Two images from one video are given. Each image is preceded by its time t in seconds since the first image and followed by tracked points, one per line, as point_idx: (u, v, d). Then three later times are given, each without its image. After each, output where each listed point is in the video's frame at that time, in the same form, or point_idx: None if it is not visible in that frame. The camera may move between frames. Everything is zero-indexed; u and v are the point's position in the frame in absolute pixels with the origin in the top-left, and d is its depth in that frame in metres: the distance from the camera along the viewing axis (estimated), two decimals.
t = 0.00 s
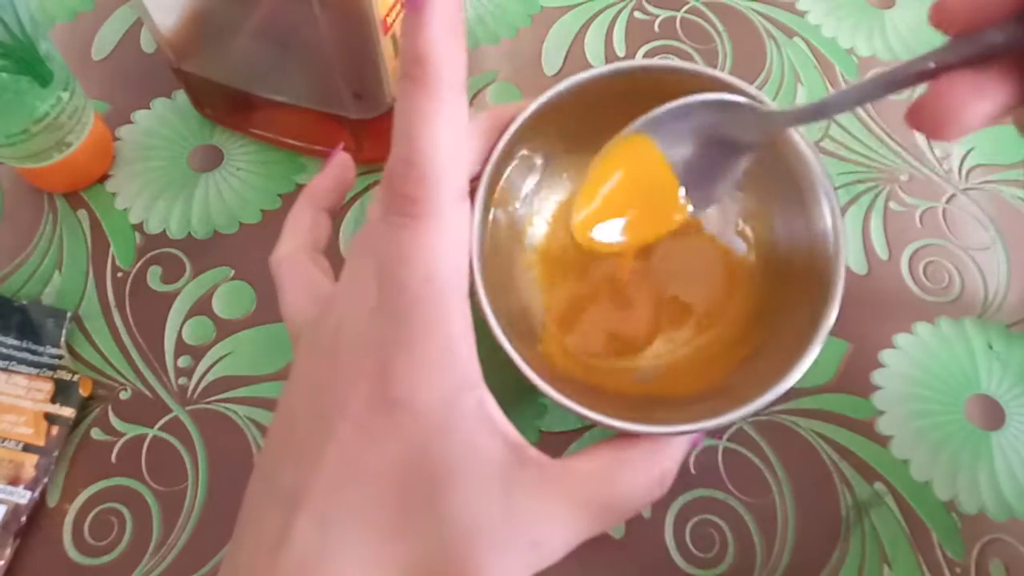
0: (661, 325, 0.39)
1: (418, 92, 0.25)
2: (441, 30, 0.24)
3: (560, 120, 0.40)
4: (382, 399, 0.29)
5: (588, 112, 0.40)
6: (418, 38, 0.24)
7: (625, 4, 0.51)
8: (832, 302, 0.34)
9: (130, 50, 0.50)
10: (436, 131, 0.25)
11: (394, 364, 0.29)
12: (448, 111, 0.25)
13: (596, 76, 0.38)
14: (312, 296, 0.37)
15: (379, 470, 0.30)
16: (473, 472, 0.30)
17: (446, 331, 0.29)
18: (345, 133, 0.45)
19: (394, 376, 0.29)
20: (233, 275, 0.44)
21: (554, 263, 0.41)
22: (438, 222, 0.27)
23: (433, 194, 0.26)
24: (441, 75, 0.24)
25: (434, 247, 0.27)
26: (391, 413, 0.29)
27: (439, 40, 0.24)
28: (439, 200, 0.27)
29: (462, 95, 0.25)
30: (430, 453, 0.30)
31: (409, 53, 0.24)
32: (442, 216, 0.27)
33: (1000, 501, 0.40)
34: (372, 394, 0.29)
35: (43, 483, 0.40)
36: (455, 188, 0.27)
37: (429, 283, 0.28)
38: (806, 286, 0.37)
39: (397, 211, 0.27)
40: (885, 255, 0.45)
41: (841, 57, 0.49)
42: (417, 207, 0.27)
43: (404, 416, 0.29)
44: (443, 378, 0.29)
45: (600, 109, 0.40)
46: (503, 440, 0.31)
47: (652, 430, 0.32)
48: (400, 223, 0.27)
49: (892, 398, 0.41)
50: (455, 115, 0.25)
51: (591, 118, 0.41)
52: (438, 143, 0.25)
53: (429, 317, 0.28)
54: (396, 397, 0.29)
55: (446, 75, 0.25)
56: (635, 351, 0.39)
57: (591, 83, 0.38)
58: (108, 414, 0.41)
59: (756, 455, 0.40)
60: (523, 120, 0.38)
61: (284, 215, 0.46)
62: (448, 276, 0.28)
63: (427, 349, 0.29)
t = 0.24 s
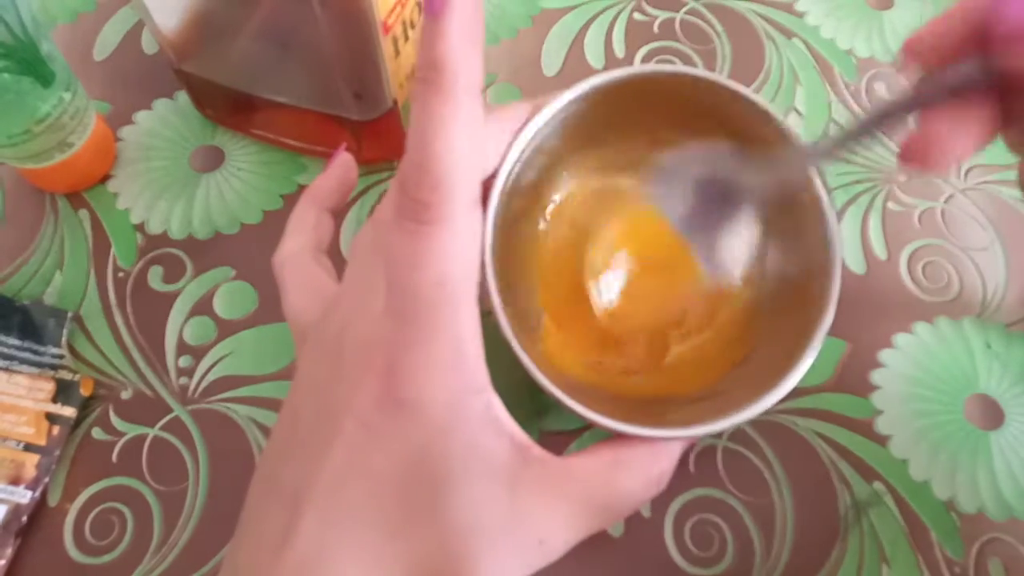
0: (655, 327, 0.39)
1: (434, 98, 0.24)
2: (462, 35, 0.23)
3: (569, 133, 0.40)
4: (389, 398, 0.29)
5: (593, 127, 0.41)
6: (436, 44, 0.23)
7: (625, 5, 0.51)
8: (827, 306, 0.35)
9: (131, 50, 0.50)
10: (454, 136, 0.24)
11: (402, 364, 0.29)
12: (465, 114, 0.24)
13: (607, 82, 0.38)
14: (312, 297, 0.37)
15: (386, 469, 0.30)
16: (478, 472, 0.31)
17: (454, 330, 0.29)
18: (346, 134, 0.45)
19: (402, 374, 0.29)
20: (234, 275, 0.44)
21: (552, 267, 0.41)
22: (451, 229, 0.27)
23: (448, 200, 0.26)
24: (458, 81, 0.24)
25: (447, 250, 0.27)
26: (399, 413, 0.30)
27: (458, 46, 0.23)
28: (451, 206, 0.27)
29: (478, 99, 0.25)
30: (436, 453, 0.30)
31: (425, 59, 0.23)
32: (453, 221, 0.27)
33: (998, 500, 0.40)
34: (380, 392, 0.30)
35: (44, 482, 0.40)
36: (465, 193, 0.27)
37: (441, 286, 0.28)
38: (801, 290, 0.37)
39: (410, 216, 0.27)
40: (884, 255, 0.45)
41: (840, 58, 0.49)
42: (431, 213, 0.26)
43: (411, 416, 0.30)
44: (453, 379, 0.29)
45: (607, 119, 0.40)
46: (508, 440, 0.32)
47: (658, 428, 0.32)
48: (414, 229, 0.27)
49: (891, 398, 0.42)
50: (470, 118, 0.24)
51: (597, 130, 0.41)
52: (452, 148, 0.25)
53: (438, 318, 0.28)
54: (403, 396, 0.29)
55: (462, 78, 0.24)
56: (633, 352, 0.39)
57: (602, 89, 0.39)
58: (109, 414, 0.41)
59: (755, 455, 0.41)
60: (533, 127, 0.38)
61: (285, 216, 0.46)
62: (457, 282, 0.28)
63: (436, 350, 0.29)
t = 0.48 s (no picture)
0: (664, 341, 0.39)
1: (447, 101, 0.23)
2: (477, 39, 0.23)
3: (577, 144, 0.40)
4: (393, 399, 0.29)
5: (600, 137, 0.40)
6: (450, 46, 0.23)
7: (625, 4, 0.51)
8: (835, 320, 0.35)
9: (129, 49, 0.50)
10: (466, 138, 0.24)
11: (406, 365, 0.29)
12: (477, 118, 0.24)
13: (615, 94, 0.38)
14: (311, 296, 0.37)
15: (387, 471, 0.30)
16: (479, 474, 0.30)
17: (457, 332, 0.29)
18: (345, 133, 0.44)
19: (405, 375, 0.29)
20: (232, 275, 0.44)
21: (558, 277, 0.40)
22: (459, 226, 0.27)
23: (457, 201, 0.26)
24: (472, 83, 0.23)
25: (454, 252, 0.27)
26: (401, 413, 0.29)
27: (474, 49, 0.23)
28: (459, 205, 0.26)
29: (491, 101, 0.24)
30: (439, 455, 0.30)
31: (438, 60, 0.23)
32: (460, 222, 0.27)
33: (1001, 501, 0.39)
34: (383, 393, 0.29)
35: (42, 483, 0.39)
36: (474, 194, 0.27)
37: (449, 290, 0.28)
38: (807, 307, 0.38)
39: (419, 217, 0.27)
40: (886, 254, 0.44)
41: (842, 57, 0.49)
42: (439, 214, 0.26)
43: (415, 417, 0.29)
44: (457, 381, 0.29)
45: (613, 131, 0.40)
46: (511, 444, 0.31)
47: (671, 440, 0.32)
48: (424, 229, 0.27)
49: (893, 399, 0.41)
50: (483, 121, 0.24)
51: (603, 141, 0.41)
52: (463, 148, 0.24)
53: (443, 319, 0.28)
54: (406, 397, 0.29)
55: (477, 81, 0.23)
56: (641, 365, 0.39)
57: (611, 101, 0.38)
58: (107, 414, 0.41)
59: (757, 456, 0.40)
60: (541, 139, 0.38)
61: (284, 215, 0.45)
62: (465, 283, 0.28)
63: (439, 352, 0.29)
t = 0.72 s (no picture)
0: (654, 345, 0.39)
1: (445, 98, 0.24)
2: (476, 38, 0.23)
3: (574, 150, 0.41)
4: (393, 397, 0.29)
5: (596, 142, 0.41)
6: (449, 44, 0.23)
7: (625, 4, 0.51)
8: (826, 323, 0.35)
9: (129, 49, 0.50)
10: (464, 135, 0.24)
11: (405, 361, 0.29)
12: (474, 116, 0.24)
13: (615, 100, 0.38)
14: (311, 296, 0.37)
15: (387, 468, 0.29)
16: (479, 473, 0.30)
17: (456, 326, 0.28)
18: (345, 134, 0.44)
19: (406, 371, 0.29)
20: (232, 275, 0.44)
21: (551, 279, 0.40)
22: (458, 222, 0.27)
23: (456, 199, 0.27)
24: (470, 80, 0.24)
25: (452, 246, 0.27)
26: (402, 411, 0.29)
27: (472, 48, 0.23)
28: (459, 201, 0.27)
29: (489, 100, 0.25)
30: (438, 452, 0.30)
31: (438, 59, 0.24)
32: (460, 217, 0.27)
33: (1001, 501, 0.39)
34: (383, 391, 0.29)
35: (42, 483, 0.39)
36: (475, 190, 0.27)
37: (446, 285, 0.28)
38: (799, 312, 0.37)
39: (419, 213, 0.27)
40: (886, 254, 0.44)
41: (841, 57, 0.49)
42: (439, 210, 0.27)
43: (415, 414, 0.29)
44: (457, 377, 0.29)
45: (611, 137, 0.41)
46: (511, 443, 0.31)
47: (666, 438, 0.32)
48: (422, 225, 0.27)
49: (892, 398, 0.41)
50: (482, 120, 0.25)
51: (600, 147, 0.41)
52: (460, 145, 0.25)
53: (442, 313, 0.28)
54: (405, 395, 0.29)
55: (475, 80, 0.24)
56: (632, 369, 0.38)
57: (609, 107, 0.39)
58: (107, 414, 0.41)
59: (757, 456, 0.40)
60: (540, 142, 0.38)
61: (283, 215, 0.45)
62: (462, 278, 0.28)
63: (437, 348, 0.29)
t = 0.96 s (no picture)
0: (660, 356, 0.39)
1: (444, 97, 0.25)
2: (473, 41, 0.24)
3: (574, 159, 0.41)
4: (393, 394, 0.30)
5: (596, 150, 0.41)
6: (446, 45, 0.24)
7: (625, 4, 0.51)
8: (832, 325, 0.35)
9: (130, 49, 0.50)
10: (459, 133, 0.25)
11: (406, 359, 0.29)
12: (470, 116, 0.25)
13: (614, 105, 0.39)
14: (312, 296, 0.37)
15: (388, 467, 0.30)
16: (477, 474, 0.30)
17: (453, 323, 0.29)
18: (346, 134, 0.45)
19: (406, 369, 0.29)
20: (233, 275, 0.44)
21: (555, 295, 0.41)
22: (454, 221, 0.28)
23: (452, 195, 0.28)
24: (466, 80, 0.25)
25: (447, 243, 0.29)
26: (401, 409, 0.30)
27: (469, 49, 0.24)
28: (455, 198, 0.28)
29: (486, 100, 0.26)
30: (436, 452, 0.30)
31: (437, 59, 0.25)
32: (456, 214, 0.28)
33: (999, 500, 0.40)
34: (384, 389, 0.30)
35: (43, 483, 0.40)
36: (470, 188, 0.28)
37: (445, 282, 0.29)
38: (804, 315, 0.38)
39: (418, 210, 0.28)
40: (885, 255, 0.45)
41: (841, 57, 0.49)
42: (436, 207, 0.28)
43: (415, 411, 0.30)
44: (456, 375, 0.30)
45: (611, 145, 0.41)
46: (507, 443, 0.31)
47: (669, 437, 0.32)
48: (421, 221, 0.28)
49: (891, 398, 0.41)
50: (477, 120, 0.26)
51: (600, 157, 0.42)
52: (455, 142, 0.26)
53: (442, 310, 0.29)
54: (406, 392, 0.29)
55: (472, 81, 0.25)
56: (639, 380, 0.38)
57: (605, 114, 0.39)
58: (108, 414, 0.41)
59: (757, 455, 0.40)
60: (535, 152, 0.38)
61: (284, 216, 0.46)
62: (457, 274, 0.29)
63: (435, 345, 0.29)
